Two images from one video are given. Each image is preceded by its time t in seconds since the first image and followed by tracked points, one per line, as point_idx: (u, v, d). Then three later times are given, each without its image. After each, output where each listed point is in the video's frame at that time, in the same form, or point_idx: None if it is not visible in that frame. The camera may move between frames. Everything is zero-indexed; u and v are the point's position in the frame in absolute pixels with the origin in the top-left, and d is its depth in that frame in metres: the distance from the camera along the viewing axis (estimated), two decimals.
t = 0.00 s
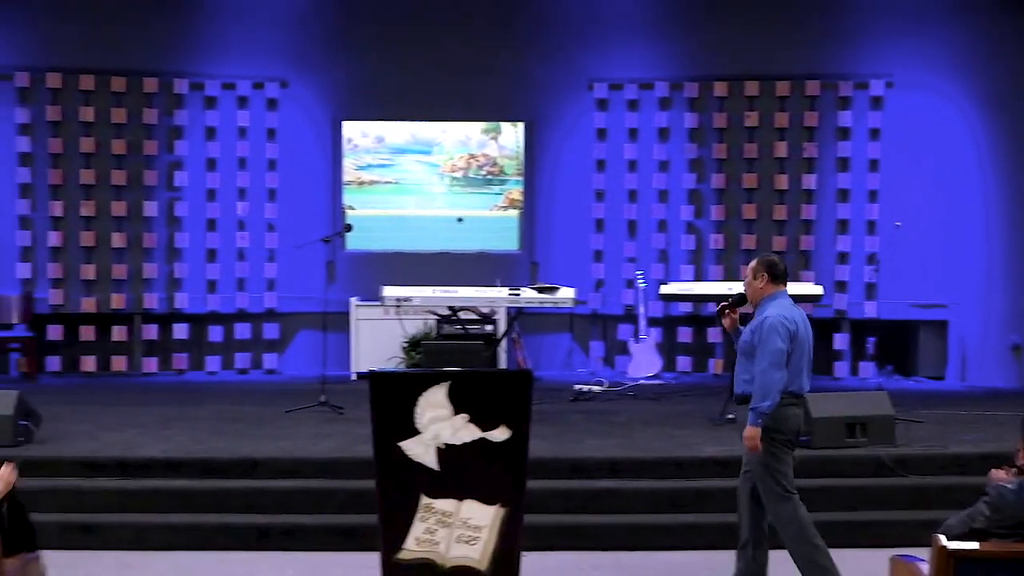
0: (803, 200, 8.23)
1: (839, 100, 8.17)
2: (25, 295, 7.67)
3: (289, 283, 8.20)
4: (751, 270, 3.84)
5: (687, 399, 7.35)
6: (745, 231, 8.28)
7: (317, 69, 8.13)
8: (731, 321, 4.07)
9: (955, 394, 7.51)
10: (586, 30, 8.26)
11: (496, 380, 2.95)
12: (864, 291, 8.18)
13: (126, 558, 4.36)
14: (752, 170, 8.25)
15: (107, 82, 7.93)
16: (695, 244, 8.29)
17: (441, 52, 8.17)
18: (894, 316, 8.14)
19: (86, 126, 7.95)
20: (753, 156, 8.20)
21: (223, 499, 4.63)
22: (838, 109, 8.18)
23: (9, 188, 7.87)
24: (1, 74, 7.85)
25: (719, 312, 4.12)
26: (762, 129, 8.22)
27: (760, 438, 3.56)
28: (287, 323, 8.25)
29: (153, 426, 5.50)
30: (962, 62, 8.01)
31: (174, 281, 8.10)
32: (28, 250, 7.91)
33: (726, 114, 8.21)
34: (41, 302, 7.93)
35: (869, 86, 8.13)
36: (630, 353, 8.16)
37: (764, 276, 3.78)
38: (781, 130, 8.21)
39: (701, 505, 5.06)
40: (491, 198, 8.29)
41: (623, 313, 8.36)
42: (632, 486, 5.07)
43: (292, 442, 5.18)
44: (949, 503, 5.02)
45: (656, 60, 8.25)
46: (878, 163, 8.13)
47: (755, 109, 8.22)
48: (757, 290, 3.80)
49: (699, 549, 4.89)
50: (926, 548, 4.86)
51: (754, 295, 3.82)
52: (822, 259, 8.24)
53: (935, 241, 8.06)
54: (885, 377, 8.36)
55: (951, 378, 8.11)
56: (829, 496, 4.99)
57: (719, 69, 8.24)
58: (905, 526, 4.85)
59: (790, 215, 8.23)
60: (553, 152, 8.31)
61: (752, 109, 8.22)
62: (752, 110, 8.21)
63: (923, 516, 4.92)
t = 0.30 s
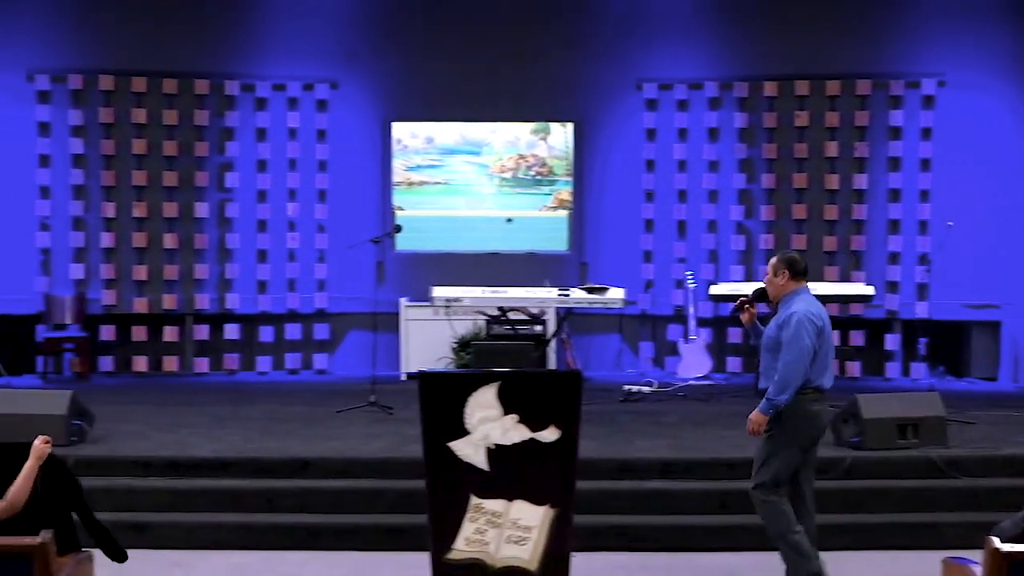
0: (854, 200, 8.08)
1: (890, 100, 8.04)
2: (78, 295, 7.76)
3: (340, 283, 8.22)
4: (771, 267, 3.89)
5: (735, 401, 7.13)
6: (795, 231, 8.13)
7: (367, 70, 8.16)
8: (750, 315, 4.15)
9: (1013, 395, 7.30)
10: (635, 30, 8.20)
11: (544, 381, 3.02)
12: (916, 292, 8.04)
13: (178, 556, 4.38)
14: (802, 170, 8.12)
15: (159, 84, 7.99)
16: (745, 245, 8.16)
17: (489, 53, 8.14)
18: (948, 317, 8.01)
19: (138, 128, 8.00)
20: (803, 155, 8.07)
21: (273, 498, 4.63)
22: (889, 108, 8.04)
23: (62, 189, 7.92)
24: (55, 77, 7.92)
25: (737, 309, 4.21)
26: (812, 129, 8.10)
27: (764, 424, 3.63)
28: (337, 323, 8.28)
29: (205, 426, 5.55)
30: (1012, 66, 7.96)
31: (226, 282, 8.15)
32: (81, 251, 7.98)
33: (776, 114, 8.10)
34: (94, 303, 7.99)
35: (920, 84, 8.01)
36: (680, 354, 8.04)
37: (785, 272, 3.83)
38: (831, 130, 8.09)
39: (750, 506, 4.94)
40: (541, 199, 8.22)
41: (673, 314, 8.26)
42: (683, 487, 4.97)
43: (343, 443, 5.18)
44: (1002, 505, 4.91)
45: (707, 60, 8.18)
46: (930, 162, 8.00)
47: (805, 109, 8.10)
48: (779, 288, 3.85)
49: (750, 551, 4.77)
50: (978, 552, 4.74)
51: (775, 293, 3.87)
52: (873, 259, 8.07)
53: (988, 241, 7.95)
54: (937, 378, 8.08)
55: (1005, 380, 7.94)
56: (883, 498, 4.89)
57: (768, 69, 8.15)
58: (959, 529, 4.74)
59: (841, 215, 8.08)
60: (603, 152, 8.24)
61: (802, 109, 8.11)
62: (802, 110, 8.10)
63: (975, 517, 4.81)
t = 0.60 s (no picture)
0: (904, 200, 7.96)
1: (940, 100, 7.93)
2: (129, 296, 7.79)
3: (387, 283, 8.21)
4: (785, 272, 3.80)
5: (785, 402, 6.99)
6: (844, 231, 8.03)
7: (414, 69, 8.12)
8: (767, 324, 4.06)
9: None
10: (683, 29, 8.10)
11: (592, 382, 3.06)
12: (967, 292, 7.90)
13: (227, 556, 4.39)
14: (851, 169, 8.01)
15: (208, 86, 8.02)
16: (794, 245, 8.04)
17: (536, 54, 8.10)
18: (998, 317, 7.86)
19: (188, 130, 8.04)
20: (853, 155, 7.96)
21: (321, 497, 4.63)
22: (939, 108, 7.92)
23: (112, 190, 7.99)
24: (106, 78, 7.97)
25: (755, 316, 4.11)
26: (862, 129, 7.99)
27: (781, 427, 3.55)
28: (384, 324, 8.28)
29: (253, 426, 5.59)
30: None
31: (274, 283, 8.17)
32: (131, 252, 8.04)
33: (825, 113, 7.99)
34: (144, 303, 8.04)
35: (970, 83, 7.88)
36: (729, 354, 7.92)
37: (800, 277, 3.74)
38: (881, 129, 7.97)
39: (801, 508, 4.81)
40: (588, 199, 8.15)
41: (722, 314, 8.14)
42: (732, 489, 4.87)
43: (389, 443, 5.16)
44: None
45: (755, 60, 8.08)
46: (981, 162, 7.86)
47: (854, 109, 7.99)
48: (795, 293, 3.75)
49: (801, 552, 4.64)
50: None
51: (792, 298, 3.77)
52: (923, 260, 7.95)
53: None
54: (987, 379, 7.91)
55: None
56: (931, 500, 4.78)
57: (816, 68, 8.04)
58: (1009, 531, 4.61)
59: (890, 215, 7.97)
60: (651, 152, 8.15)
61: (851, 108, 7.99)
62: (851, 110, 7.98)
63: None
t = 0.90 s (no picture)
0: (923, 200, 7.90)
1: (961, 99, 7.83)
2: (149, 297, 7.81)
3: (406, 283, 8.21)
4: (767, 272, 3.86)
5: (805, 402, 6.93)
6: (863, 231, 7.99)
7: (434, 69, 8.11)
8: (752, 320, 4.06)
9: None
10: (702, 28, 8.05)
11: (610, 381, 3.07)
12: (986, 292, 7.82)
13: (246, 555, 4.39)
14: (871, 169, 7.95)
15: (228, 86, 8.05)
16: (812, 245, 7.99)
17: (554, 54, 8.07)
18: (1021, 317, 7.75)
19: (207, 130, 8.07)
20: (873, 155, 7.89)
21: (339, 497, 4.63)
22: (959, 107, 7.83)
23: (132, 190, 8.01)
24: (127, 79, 8.01)
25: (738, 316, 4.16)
26: (881, 128, 7.92)
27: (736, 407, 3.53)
28: (403, 324, 8.27)
29: (272, 426, 5.60)
30: None
31: (293, 283, 8.18)
32: (150, 252, 8.07)
33: (844, 113, 7.93)
34: (163, 303, 8.08)
35: (991, 82, 7.78)
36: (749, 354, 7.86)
37: (782, 276, 3.80)
38: (900, 129, 7.89)
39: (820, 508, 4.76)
40: (607, 199, 8.11)
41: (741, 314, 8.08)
42: (751, 489, 4.82)
43: (408, 443, 5.16)
44: None
45: (775, 59, 8.02)
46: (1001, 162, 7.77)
47: (874, 109, 7.92)
48: (777, 292, 3.82)
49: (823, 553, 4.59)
50: None
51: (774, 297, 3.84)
52: (942, 260, 7.88)
53: None
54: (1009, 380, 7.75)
55: None
56: (951, 500, 4.75)
57: (836, 68, 7.98)
58: None
59: (909, 215, 7.91)
60: (670, 151, 8.10)
61: (871, 108, 7.92)
62: (871, 109, 7.92)
63: None
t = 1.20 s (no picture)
0: (940, 200, 7.82)
1: (978, 98, 7.75)
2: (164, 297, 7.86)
3: (421, 283, 8.21)
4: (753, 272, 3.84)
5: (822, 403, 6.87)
6: (879, 231, 7.92)
7: (449, 69, 8.11)
8: (740, 321, 3.86)
9: None
10: (718, 27, 8.01)
11: (626, 382, 3.05)
12: (1004, 292, 7.73)
13: (263, 555, 4.40)
14: (887, 168, 7.89)
15: (244, 87, 8.06)
16: (829, 245, 7.94)
17: (570, 53, 8.04)
18: None
19: (224, 130, 8.09)
20: (889, 155, 7.84)
21: (356, 496, 4.63)
22: (976, 107, 7.75)
23: (149, 191, 8.04)
24: (144, 80, 8.03)
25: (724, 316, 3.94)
26: (897, 128, 7.86)
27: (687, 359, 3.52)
28: (418, 325, 8.28)
29: (289, 426, 5.62)
30: None
31: (309, 283, 8.19)
32: (167, 252, 8.10)
33: (860, 113, 7.87)
34: (180, 304, 8.11)
35: (1008, 82, 7.71)
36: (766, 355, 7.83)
37: (769, 275, 3.79)
38: (917, 129, 7.83)
39: (835, 509, 4.72)
40: (623, 199, 8.08)
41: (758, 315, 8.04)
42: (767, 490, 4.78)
43: (423, 442, 5.15)
44: None
45: (792, 57, 7.96)
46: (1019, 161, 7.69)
47: (890, 109, 7.85)
48: (764, 291, 3.81)
49: (842, 553, 4.55)
50: None
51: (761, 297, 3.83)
52: (959, 261, 7.80)
53: None
54: None
55: None
56: (968, 500, 4.71)
57: (853, 67, 7.91)
58: None
59: (926, 215, 7.83)
60: (686, 152, 8.06)
61: (887, 108, 7.86)
62: (888, 109, 7.85)
63: None
